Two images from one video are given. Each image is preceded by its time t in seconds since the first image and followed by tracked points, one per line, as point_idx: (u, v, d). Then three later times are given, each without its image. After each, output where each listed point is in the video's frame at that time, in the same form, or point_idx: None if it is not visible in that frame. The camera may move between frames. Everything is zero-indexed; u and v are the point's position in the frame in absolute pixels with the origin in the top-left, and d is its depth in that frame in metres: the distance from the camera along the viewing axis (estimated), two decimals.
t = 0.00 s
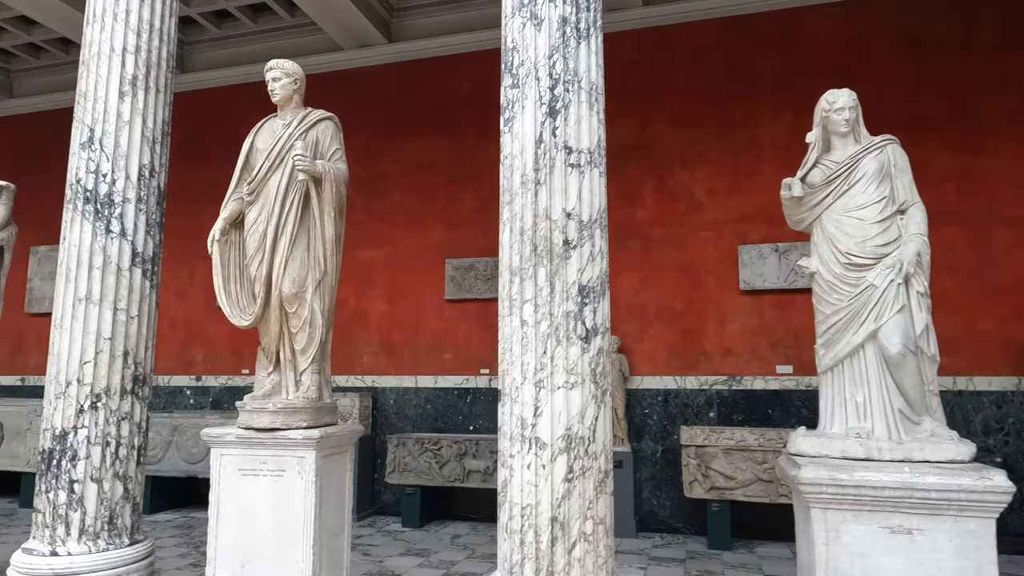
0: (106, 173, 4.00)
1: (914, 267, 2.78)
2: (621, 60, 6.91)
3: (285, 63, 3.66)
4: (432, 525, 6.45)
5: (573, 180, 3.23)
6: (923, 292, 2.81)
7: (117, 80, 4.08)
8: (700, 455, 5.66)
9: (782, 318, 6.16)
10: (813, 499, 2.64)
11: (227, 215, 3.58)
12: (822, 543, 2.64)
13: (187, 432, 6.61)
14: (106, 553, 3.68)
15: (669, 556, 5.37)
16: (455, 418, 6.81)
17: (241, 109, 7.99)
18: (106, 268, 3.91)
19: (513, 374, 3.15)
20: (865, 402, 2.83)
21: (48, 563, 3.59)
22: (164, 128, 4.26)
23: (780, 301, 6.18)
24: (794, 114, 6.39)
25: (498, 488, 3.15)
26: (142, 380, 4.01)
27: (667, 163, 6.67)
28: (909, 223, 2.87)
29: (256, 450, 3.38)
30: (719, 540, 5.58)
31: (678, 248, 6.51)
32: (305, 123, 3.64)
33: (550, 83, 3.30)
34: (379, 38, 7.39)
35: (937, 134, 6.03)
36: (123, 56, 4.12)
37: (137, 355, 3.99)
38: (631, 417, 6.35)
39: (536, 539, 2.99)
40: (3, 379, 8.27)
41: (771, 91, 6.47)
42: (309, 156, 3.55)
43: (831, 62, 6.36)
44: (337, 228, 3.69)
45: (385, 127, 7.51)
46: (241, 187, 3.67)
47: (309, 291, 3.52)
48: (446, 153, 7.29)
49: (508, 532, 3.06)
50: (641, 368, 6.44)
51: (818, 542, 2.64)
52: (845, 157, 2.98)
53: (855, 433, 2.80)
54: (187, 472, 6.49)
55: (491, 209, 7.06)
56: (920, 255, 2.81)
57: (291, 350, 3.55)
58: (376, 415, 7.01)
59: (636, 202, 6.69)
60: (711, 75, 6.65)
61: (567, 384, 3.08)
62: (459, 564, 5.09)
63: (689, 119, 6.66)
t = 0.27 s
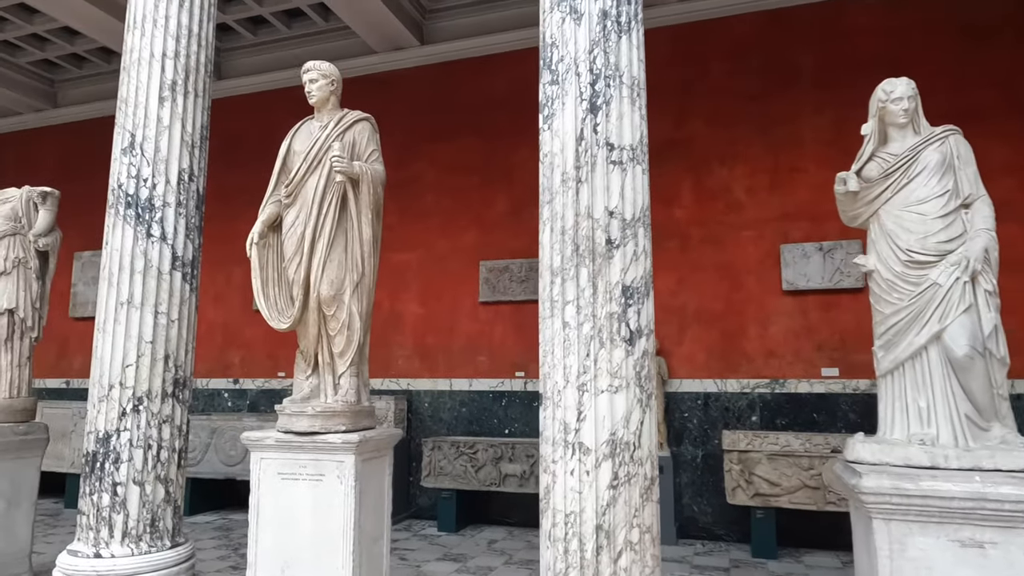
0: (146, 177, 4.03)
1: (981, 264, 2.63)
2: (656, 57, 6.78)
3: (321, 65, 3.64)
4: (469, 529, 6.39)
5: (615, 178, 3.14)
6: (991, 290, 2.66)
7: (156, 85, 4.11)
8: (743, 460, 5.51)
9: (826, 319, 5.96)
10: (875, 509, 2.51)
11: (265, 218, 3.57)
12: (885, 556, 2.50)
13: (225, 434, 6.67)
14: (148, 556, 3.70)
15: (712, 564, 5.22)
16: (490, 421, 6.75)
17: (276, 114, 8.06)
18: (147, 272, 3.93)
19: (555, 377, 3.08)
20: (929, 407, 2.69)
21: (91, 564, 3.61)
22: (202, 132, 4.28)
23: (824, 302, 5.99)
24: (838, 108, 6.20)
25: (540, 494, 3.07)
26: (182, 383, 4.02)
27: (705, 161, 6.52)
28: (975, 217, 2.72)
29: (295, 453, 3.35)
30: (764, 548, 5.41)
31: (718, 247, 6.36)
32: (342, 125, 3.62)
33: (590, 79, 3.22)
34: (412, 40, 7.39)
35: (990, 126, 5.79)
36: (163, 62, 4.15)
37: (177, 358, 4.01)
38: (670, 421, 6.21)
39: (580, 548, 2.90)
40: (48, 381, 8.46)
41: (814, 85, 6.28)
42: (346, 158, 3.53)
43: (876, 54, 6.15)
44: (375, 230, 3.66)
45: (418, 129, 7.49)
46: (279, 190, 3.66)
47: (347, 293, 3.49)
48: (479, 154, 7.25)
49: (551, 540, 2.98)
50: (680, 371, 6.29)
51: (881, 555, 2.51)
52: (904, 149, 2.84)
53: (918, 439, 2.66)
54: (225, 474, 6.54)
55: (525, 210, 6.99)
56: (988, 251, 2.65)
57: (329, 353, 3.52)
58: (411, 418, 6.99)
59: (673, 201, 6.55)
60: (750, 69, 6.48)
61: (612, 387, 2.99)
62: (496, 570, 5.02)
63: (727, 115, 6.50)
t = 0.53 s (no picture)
0: (164, 177, 4.00)
1: None
2: (677, 53, 6.68)
3: (340, 61, 3.59)
4: (487, 532, 6.32)
5: (642, 173, 3.05)
6: None
7: (174, 84, 4.08)
8: (768, 464, 5.37)
9: (853, 319, 5.83)
10: (918, 518, 2.41)
11: (283, 217, 3.52)
12: (929, 567, 2.40)
13: (242, 435, 6.64)
14: (167, 559, 3.66)
15: (737, 570, 5.10)
16: (509, 423, 6.67)
17: (293, 115, 8.04)
18: (165, 272, 3.90)
19: (580, 379, 3.00)
20: (973, 411, 2.57)
21: (110, 566, 3.58)
22: (220, 132, 4.25)
23: (850, 302, 5.85)
24: (863, 103, 6.06)
25: (565, 499, 2.99)
26: (200, 384, 3.99)
27: (727, 159, 6.40)
28: (1021, 212, 2.61)
29: (313, 456, 3.29)
30: (789, 553, 5.29)
31: (740, 246, 6.24)
32: (361, 122, 3.56)
33: (615, 72, 3.13)
34: (428, 39, 7.34)
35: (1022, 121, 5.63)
36: (181, 61, 4.12)
37: (196, 359, 3.97)
38: (691, 423, 6.10)
39: (607, 554, 2.81)
40: (68, 382, 8.50)
41: (838, 80, 6.15)
42: (366, 155, 3.47)
43: (903, 48, 6.00)
44: (394, 229, 3.60)
45: (434, 128, 7.44)
46: (297, 189, 3.61)
47: (367, 293, 3.43)
48: (496, 153, 7.18)
49: (577, 546, 2.90)
50: (702, 372, 6.18)
51: (925, 565, 2.40)
52: (945, 141, 2.73)
53: (962, 444, 2.54)
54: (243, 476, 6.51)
55: (543, 210, 6.91)
56: None
57: (348, 353, 3.46)
58: (428, 420, 6.93)
59: (694, 199, 6.44)
60: (773, 65, 6.36)
61: (639, 389, 2.90)
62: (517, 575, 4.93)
63: (749, 112, 6.38)
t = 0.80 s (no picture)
0: (185, 177, 3.99)
1: None
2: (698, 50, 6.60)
3: (361, 59, 3.55)
4: (507, 535, 6.26)
5: (669, 169, 2.98)
6: None
7: (195, 84, 4.08)
8: (794, 466, 5.27)
9: (880, 319, 5.70)
10: (962, 524, 2.33)
11: (305, 216, 3.49)
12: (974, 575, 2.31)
13: (261, 436, 6.65)
14: (189, 560, 3.64)
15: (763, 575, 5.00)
16: (528, 425, 6.61)
17: (310, 116, 8.05)
18: (186, 272, 3.89)
19: (607, 380, 2.93)
20: (1018, 413, 2.49)
21: (132, 567, 3.57)
22: (240, 131, 4.23)
23: (877, 301, 5.73)
24: (889, 98, 5.94)
25: (592, 502, 2.93)
26: (221, 385, 3.97)
27: (749, 156, 6.30)
28: None
29: (336, 457, 3.26)
30: (816, 558, 5.19)
31: (763, 245, 6.14)
32: (383, 119, 3.53)
33: (642, 66, 3.07)
34: (445, 38, 7.30)
35: None
36: (202, 61, 4.12)
37: (217, 360, 3.96)
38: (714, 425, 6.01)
39: (636, 559, 2.75)
40: (90, 383, 8.57)
41: (864, 75, 6.02)
42: (387, 153, 3.44)
43: (930, 42, 5.87)
44: (416, 227, 3.56)
45: (452, 128, 7.41)
46: (318, 187, 3.58)
47: (389, 292, 3.39)
48: (515, 152, 7.13)
49: (605, 550, 2.84)
50: (725, 373, 6.09)
51: (970, 573, 2.31)
52: (986, 133, 2.68)
53: (1007, 447, 2.46)
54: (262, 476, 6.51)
55: (562, 209, 6.85)
56: None
57: (370, 354, 3.42)
58: (447, 421, 6.89)
59: (716, 198, 6.35)
60: (796, 60, 6.25)
61: (668, 390, 2.83)
62: None
63: (772, 108, 6.28)
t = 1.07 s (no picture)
0: (226, 177, 4.02)
1: None
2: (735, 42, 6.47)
3: (400, 56, 3.54)
4: (544, 535, 6.21)
5: (717, 161, 2.90)
6: None
7: (235, 85, 4.11)
8: (840, 468, 5.11)
9: (929, 316, 5.52)
10: None
11: (345, 214, 3.48)
12: None
13: (298, 435, 6.70)
14: (233, 557, 3.66)
15: None
16: (564, 424, 6.55)
17: (344, 117, 8.10)
18: (228, 272, 3.92)
19: (655, 377, 2.87)
20: None
21: (178, 564, 3.61)
22: (279, 132, 4.26)
23: (926, 297, 5.54)
24: (936, 88, 5.75)
25: (640, 502, 2.87)
26: (263, 384, 3.99)
27: (790, 150, 6.16)
28: None
29: (378, 456, 3.24)
30: (865, 562, 5.03)
31: (805, 241, 5.99)
32: (422, 116, 3.51)
33: (687, 56, 2.99)
34: (477, 36, 7.29)
35: None
36: (241, 62, 4.15)
37: (258, 358, 3.98)
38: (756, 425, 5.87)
39: (687, 562, 2.68)
40: (131, 383, 8.75)
41: (910, 65, 5.84)
42: (427, 150, 3.41)
43: (980, 28, 5.67)
44: (455, 224, 3.53)
45: (484, 126, 7.39)
46: (358, 186, 3.57)
47: (429, 290, 3.37)
48: (548, 149, 7.08)
49: (654, 552, 2.77)
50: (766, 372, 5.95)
51: None
52: None
53: None
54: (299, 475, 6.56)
55: (596, 206, 6.78)
56: None
57: (412, 352, 3.40)
58: (482, 421, 6.87)
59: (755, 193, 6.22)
60: (838, 51, 6.09)
61: (718, 388, 2.75)
62: None
63: (813, 101, 6.13)
